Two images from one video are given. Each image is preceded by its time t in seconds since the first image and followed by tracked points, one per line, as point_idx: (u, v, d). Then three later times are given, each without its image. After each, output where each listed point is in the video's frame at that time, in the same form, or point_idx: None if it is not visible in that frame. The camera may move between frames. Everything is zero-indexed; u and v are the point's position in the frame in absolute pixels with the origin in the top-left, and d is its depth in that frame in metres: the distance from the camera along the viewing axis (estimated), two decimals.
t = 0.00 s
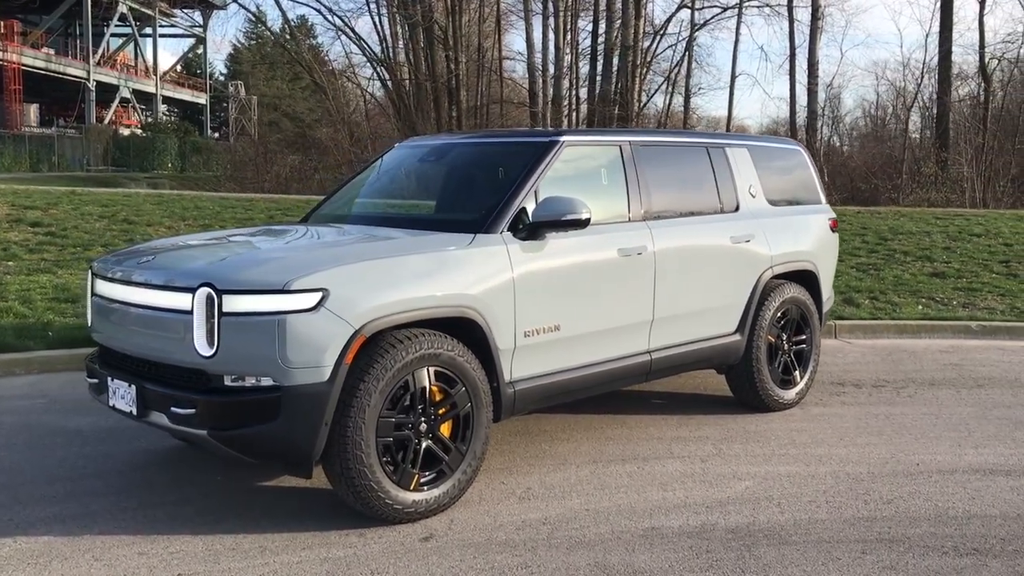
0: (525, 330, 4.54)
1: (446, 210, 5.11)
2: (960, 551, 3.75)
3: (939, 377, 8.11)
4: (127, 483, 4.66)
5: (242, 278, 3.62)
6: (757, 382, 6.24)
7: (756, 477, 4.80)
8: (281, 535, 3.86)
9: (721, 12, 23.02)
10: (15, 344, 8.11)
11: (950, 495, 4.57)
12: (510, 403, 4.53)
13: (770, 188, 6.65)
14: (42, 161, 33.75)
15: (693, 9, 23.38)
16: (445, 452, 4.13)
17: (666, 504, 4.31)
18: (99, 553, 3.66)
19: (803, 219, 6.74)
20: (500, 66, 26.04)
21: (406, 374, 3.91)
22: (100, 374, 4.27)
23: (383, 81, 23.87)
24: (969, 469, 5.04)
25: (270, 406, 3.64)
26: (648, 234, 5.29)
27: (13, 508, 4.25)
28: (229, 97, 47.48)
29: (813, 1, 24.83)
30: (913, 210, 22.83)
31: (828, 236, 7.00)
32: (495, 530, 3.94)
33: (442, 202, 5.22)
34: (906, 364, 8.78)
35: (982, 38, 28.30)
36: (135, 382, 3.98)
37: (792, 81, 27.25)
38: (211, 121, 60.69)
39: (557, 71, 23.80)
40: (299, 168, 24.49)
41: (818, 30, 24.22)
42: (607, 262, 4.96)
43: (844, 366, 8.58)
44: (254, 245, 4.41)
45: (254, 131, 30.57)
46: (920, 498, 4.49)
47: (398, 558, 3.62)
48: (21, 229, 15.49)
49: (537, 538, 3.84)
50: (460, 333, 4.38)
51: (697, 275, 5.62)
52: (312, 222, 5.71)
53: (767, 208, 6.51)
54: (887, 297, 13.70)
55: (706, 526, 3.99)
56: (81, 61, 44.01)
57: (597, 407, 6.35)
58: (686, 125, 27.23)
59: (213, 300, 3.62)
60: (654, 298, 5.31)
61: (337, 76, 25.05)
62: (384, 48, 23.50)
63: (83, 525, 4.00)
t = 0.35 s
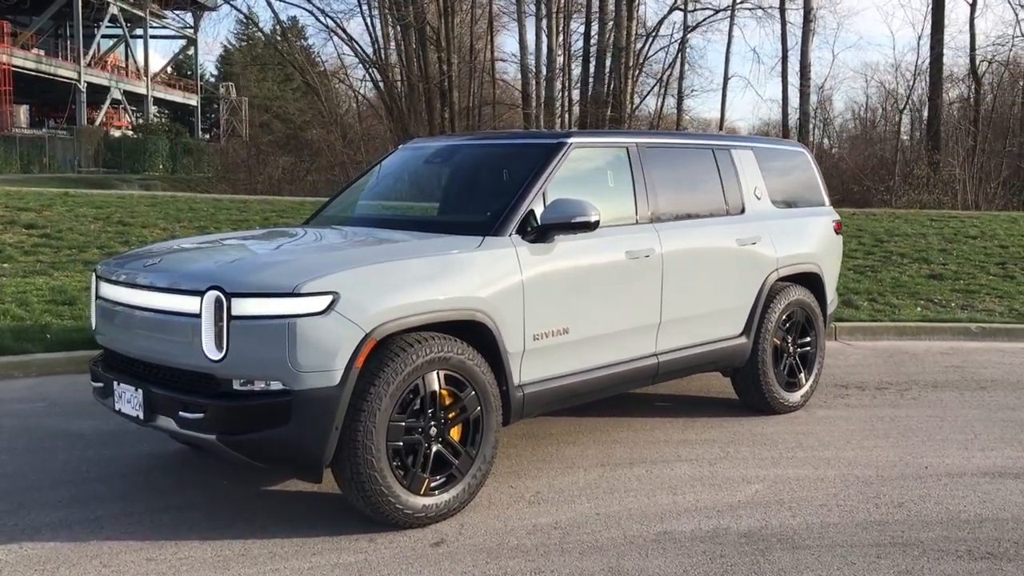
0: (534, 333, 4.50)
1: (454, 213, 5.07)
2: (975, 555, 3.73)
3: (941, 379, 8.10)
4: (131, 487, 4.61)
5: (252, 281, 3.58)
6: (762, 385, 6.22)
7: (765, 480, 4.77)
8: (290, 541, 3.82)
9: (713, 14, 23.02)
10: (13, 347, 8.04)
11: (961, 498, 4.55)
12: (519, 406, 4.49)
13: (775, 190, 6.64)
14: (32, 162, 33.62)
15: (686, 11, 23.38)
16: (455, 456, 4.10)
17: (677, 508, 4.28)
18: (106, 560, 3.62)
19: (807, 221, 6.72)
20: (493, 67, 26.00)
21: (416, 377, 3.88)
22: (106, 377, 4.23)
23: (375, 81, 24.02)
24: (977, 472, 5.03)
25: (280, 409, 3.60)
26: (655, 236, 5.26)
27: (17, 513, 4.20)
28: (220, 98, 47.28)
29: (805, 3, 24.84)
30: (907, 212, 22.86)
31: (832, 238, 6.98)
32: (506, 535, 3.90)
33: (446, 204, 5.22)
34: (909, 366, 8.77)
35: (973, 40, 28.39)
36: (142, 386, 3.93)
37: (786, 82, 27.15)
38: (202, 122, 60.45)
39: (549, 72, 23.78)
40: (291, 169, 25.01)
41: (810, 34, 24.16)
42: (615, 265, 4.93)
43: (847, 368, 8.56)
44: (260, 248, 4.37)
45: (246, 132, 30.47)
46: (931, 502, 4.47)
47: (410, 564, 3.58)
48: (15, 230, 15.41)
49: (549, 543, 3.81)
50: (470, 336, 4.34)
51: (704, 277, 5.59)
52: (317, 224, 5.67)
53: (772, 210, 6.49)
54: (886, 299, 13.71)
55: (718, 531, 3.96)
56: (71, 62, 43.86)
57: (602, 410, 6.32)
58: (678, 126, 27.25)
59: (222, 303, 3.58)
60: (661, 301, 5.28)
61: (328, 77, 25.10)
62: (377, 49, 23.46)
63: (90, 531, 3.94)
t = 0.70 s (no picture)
0: (543, 336, 4.48)
1: (459, 216, 5.05)
2: (989, 558, 3.72)
3: (943, 381, 8.12)
4: (137, 491, 4.57)
5: (262, 284, 3.55)
6: (767, 388, 6.22)
7: (774, 483, 4.76)
8: (302, 545, 3.79)
9: (703, 15, 23.09)
10: (12, 348, 8.00)
11: (970, 501, 4.55)
12: (528, 410, 4.47)
13: (778, 193, 6.64)
14: (22, 162, 33.51)
15: (676, 13, 23.47)
16: (465, 460, 4.07)
17: (688, 511, 4.27)
18: (116, 565, 3.59)
19: (810, 223, 6.72)
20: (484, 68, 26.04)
21: (427, 381, 3.85)
22: (112, 381, 4.19)
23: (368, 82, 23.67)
24: (985, 475, 5.03)
25: (291, 414, 3.57)
26: (661, 239, 5.25)
27: (24, 517, 4.16)
28: (210, 98, 47.17)
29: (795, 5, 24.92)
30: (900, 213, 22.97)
31: (835, 240, 6.99)
32: (518, 539, 3.88)
33: (450, 206, 5.21)
34: (910, 368, 8.79)
35: (962, 42, 28.53)
36: (150, 389, 3.89)
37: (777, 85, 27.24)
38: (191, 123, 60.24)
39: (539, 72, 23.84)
40: (283, 169, 24.61)
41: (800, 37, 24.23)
42: (623, 268, 4.91)
43: (848, 371, 8.57)
44: (267, 251, 4.33)
45: (238, 133, 30.45)
46: (941, 505, 4.47)
47: (424, 569, 3.56)
48: (8, 231, 15.33)
49: (561, 547, 3.79)
50: (479, 339, 4.32)
51: (710, 279, 5.58)
52: (320, 226, 5.64)
53: (776, 213, 6.48)
54: (884, 301, 13.76)
55: (731, 535, 3.95)
56: (61, 62, 43.70)
57: (607, 412, 6.30)
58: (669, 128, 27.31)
59: (233, 306, 3.55)
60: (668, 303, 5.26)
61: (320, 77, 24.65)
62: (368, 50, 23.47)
63: (98, 536, 3.90)
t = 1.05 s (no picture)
0: (552, 335, 4.47)
1: (466, 215, 5.03)
2: (999, 558, 3.74)
3: (941, 381, 8.16)
4: (142, 492, 4.53)
5: (274, 284, 3.53)
6: (769, 387, 6.23)
7: (781, 483, 4.76)
8: (312, 546, 3.77)
9: (691, 16, 23.15)
10: (7, 348, 7.93)
11: (976, 501, 4.57)
12: (537, 410, 4.46)
13: (779, 193, 6.64)
14: (6, 160, 33.24)
15: (664, 13, 23.52)
16: (475, 460, 4.06)
17: (697, 512, 4.27)
18: (126, 567, 3.55)
19: (811, 224, 6.74)
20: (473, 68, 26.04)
21: (438, 381, 3.83)
22: (118, 381, 4.15)
23: (354, 81, 24.78)
24: (988, 475, 5.05)
25: (303, 414, 3.54)
26: (667, 239, 5.25)
27: (29, 519, 4.12)
28: (196, 97, 46.92)
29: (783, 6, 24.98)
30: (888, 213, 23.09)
31: (835, 240, 7.01)
32: (529, 540, 3.87)
33: (450, 207, 5.20)
34: (907, 368, 8.82)
35: (947, 44, 28.72)
36: (158, 390, 3.86)
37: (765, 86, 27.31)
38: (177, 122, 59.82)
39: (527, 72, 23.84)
40: (270, 168, 24.15)
41: (788, 38, 24.28)
42: (630, 268, 4.91)
43: (846, 370, 8.60)
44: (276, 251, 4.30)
45: (225, 131, 30.30)
46: (947, 504, 4.48)
47: (437, 571, 3.55)
48: None
49: (573, 548, 3.78)
50: (488, 339, 4.31)
51: (714, 279, 5.59)
52: (325, 225, 5.61)
53: (778, 213, 6.49)
54: (878, 301, 13.81)
55: (741, 535, 3.95)
56: (46, 60, 43.36)
57: (609, 412, 6.30)
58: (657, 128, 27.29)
59: (244, 306, 3.53)
60: (673, 304, 5.27)
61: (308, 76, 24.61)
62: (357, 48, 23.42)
63: (106, 538, 3.86)
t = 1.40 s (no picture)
0: (560, 332, 4.47)
1: (471, 210, 5.03)
2: (1006, 552, 3.76)
3: (935, 376, 8.22)
4: (145, 490, 4.49)
5: (287, 280, 3.52)
6: (769, 382, 6.25)
7: (786, 479, 4.78)
8: (323, 543, 3.75)
9: (677, 12, 23.18)
10: None
11: (979, 495, 4.61)
12: (544, 405, 4.46)
13: (780, 190, 6.66)
14: None
15: (649, 10, 23.57)
16: (484, 457, 4.05)
17: (705, 507, 4.27)
18: (135, 566, 3.52)
19: (811, 220, 6.77)
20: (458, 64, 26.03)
21: (449, 377, 3.82)
22: (124, 377, 4.12)
23: (339, 76, 24.69)
24: (989, 469, 5.09)
25: (316, 410, 3.53)
26: (672, 235, 5.25)
27: (32, 517, 4.06)
28: (178, 92, 46.62)
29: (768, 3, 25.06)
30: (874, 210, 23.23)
31: (834, 236, 7.04)
32: (539, 536, 3.86)
33: (451, 201, 5.22)
34: (900, 364, 8.88)
35: (929, 42, 28.91)
36: (166, 386, 3.84)
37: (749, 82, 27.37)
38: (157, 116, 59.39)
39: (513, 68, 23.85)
40: (253, 164, 24.40)
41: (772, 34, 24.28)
42: (636, 264, 4.91)
43: (841, 366, 8.64)
44: (282, 246, 4.28)
45: (209, 126, 30.11)
46: (951, 499, 4.51)
47: (449, 567, 3.53)
48: None
49: (584, 544, 3.78)
50: (497, 335, 4.30)
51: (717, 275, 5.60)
52: (329, 220, 5.60)
53: (779, 209, 6.52)
54: (869, 296, 13.90)
55: (750, 530, 3.96)
56: (25, 54, 42.90)
57: (610, 408, 6.29)
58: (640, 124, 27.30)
59: (257, 302, 3.51)
60: (677, 300, 5.27)
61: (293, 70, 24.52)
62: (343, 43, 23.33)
63: (113, 536, 3.82)
